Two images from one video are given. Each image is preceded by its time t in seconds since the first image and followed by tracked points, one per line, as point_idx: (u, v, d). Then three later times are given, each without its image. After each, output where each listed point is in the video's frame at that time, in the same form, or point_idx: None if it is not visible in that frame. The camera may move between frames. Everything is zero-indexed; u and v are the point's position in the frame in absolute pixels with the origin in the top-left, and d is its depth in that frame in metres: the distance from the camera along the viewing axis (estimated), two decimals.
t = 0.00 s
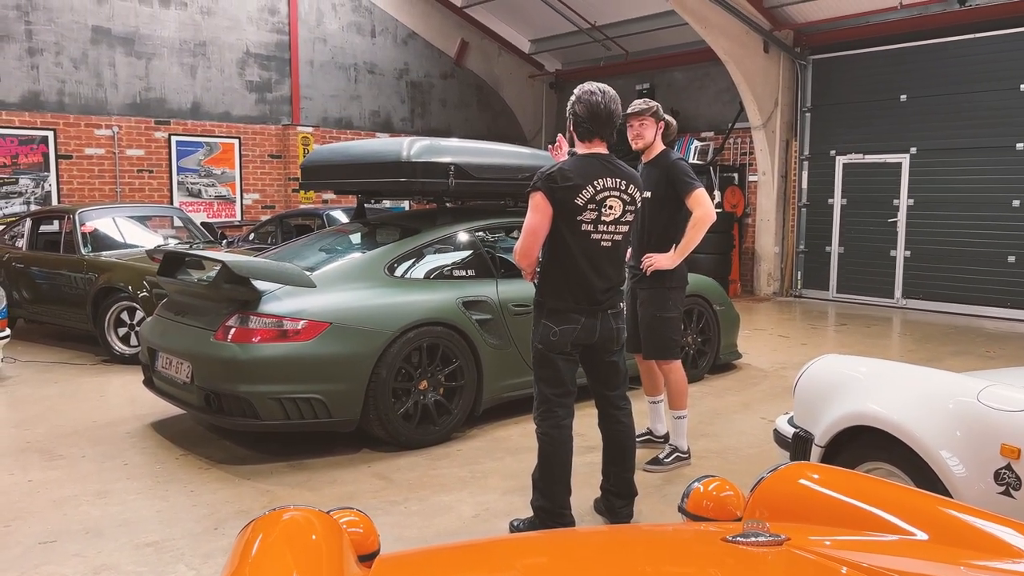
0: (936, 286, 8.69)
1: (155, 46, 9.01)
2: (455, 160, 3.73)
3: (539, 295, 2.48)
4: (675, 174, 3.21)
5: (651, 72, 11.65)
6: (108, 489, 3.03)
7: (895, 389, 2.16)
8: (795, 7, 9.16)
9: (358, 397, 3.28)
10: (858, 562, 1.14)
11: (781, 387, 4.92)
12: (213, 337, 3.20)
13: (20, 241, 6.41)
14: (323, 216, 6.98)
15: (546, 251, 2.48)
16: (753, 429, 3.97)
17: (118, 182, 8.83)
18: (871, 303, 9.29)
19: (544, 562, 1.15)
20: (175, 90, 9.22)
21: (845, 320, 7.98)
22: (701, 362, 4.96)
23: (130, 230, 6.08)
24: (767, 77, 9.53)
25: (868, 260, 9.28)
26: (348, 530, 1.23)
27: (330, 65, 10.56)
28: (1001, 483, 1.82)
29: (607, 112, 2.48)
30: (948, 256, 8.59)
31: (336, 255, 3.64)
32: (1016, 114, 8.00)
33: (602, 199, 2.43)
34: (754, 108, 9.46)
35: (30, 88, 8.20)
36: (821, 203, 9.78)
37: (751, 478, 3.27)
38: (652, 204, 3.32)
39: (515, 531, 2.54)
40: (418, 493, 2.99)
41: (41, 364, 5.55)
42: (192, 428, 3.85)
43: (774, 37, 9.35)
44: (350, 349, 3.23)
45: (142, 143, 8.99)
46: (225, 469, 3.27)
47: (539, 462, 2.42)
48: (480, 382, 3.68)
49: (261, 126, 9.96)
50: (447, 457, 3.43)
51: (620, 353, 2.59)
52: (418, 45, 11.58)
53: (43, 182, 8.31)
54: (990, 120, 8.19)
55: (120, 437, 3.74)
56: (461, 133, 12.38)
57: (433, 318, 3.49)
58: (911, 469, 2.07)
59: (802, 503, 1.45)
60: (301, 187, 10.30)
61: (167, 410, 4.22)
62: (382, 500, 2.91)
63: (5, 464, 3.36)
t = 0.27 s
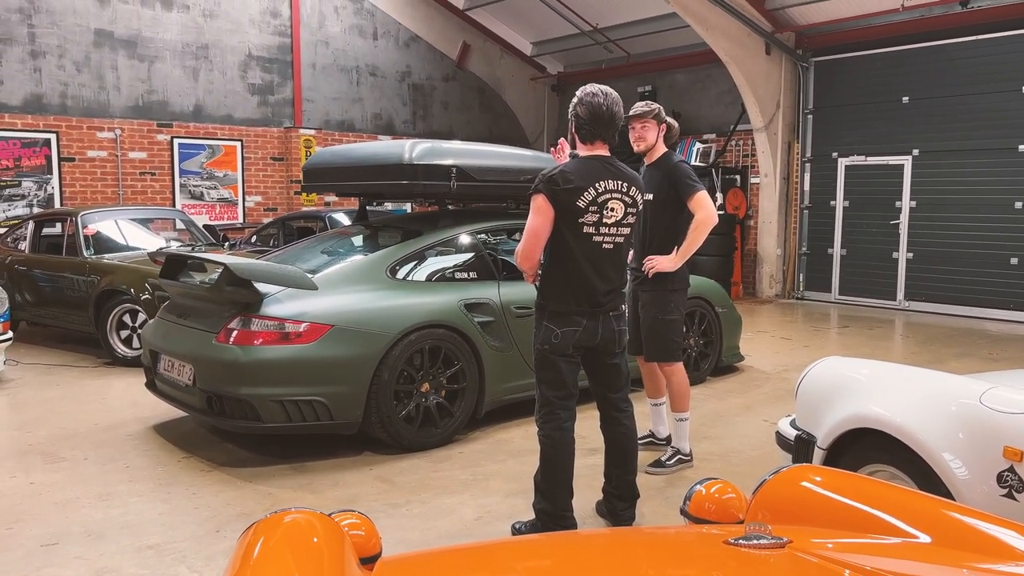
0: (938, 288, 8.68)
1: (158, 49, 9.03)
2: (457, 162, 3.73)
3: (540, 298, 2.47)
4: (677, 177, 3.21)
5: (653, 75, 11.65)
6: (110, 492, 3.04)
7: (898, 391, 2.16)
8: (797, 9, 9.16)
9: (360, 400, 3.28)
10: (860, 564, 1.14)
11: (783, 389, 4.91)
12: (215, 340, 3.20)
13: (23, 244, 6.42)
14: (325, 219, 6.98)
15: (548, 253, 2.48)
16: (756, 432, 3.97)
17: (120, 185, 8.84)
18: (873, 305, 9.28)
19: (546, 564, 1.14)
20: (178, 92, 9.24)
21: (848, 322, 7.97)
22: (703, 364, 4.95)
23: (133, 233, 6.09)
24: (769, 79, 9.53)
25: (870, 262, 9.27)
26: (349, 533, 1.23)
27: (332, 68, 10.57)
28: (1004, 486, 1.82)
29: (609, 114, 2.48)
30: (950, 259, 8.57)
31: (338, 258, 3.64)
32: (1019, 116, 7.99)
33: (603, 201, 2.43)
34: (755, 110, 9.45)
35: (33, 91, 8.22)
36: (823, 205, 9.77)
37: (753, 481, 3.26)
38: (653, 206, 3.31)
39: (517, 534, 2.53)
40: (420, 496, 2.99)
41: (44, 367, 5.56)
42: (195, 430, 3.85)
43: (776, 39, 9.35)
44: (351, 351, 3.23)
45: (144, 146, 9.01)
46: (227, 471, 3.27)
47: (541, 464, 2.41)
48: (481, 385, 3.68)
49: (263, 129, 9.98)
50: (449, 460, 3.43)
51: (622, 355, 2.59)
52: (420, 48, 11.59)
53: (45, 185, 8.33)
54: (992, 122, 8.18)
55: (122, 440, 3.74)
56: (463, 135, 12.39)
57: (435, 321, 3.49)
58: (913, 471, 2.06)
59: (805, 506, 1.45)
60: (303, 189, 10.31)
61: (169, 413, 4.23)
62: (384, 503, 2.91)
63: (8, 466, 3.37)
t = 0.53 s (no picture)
0: (941, 290, 8.67)
1: (160, 52, 9.05)
2: (458, 164, 3.73)
3: (542, 300, 2.48)
4: (677, 179, 3.22)
5: (654, 77, 11.66)
6: (112, 494, 3.04)
7: (901, 393, 2.15)
8: (799, 11, 9.17)
9: (361, 402, 3.28)
10: (861, 567, 1.14)
11: (785, 392, 4.90)
12: (217, 342, 3.20)
13: (25, 246, 6.43)
14: (327, 221, 6.99)
15: (549, 256, 2.48)
16: (757, 434, 3.96)
17: (122, 187, 8.86)
18: (875, 307, 9.27)
19: (548, 566, 1.14)
20: (180, 95, 9.26)
21: (850, 325, 7.96)
22: (705, 366, 4.95)
23: (135, 235, 6.10)
24: (771, 81, 9.53)
25: (872, 264, 9.27)
26: (350, 535, 1.23)
27: (334, 70, 10.59)
28: (1006, 488, 1.81)
29: (610, 116, 2.48)
30: (952, 261, 8.56)
31: (340, 260, 3.64)
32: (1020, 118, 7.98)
33: (604, 204, 2.43)
34: (757, 112, 9.45)
35: (35, 93, 8.24)
36: (824, 207, 9.77)
37: (755, 483, 3.26)
38: (654, 208, 3.31)
39: (519, 536, 2.53)
40: (421, 498, 2.98)
41: (46, 369, 5.56)
42: (196, 432, 3.85)
43: (777, 42, 9.36)
44: (353, 353, 3.23)
45: (146, 148, 9.03)
46: (229, 473, 3.27)
47: (542, 466, 2.41)
48: (483, 386, 3.68)
49: (265, 131, 9.99)
50: (450, 462, 3.43)
51: (623, 357, 2.59)
52: (422, 50, 11.61)
53: (47, 187, 8.34)
54: (994, 124, 8.17)
55: (124, 442, 3.75)
56: (465, 138, 12.40)
57: (437, 323, 3.49)
58: (915, 474, 2.06)
59: (807, 509, 1.44)
60: (305, 192, 10.33)
61: (171, 415, 4.23)
62: (386, 505, 2.91)
63: (10, 468, 3.37)
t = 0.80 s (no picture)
0: (942, 292, 8.66)
1: (161, 54, 9.07)
2: (460, 166, 3.73)
3: (543, 302, 2.47)
4: (678, 180, 3.21)
5: (656, 79, 11.66)
6: (113, 495, 3.04)
7: (903, 395, 2.15)
8: (800, 13, 9.18)
9: (363, 404, 3.28)
10: (863, 569, 1.14)
11: (787, 394, 4.90)
12: (218, 344, 3.20)
13: (27, 248, 6.44)
14: (329, 223, 7.00)
15: (550, 258, 2.48)
16: (759, 436, 3.96)
17: (124, 189, 8.88)
18: (877, 309, 9.26)
19: (549, 568, 1.14)
20: (182, 97, 9.27)
21: (851, 327, 7.95)
22: (706, 368, 4.95)
23: (136, 237, 6.11)
24: (772, 83, 9.53)
25: (873, 266, 9.26)
26: (352, 537, 1.23)
27: (336, 72, 10.60)
28: (1009, 491, 1.81)
29: (610, 118, 2.48)
30: (954, 263, 8.55)
31: (341, 262, 3.64)
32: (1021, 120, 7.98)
33: (605, 205, 2.43)
34: (758, 114, 9.45)
35: (37, 95, 8.26)
36: (826, 209, 9.76)
37: (757, 485, 3.25)
38: (655, 209, 3.30)
39: (520, 538, 2.53)
40: (422, 500, 2.98)
41: (47, 370, 5.57)
42: (197, 434, 3.85)
43: (778, 44, 9.37)
44: (354, 355, 3.23)
45: (148, 150, 9.04)
46: (230, 475, 3.27)
47: (544, 469, 2.41)
48: (484, 388, 3.68)
49: (267, 133, 10.00)
50: (452, 464, 3.43)
51: (624, 359, 2.59)
52: (423, 52, 11.62)
53: (49, 189, 8.36)
54: (996, 126, 8.16)
55: (125, 443, 3.75)
56: (466, 139, 12.41)
57: (438, 324, 3.49)
58: (917, 476, 2.06)
59: (809, 511, 1.44)
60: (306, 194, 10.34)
61: (172, 417, 4.23)
62: (387, 507, 2.91)
63: (11, 469, 3.37)
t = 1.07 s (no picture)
0: (943, 295, 8.66)
1: (163, 55, 9.08)
2: (461, 168, 3.74)
3: (544, 305, 2.47)
4: (676, 181, 3.20)
5: (657, 81, 11.67)
6: (113, 497, 3.04)
7: (903, 398, 2.15)
8: (801, 15, 9.18)
9: (363, 406, 3.28)
10: (863, 572, 1.13)
11: (788, 396, 4.89)
12: (219, 345, 3.20)
13: (28, 249, 6.44)
14: (329, 225, 7.00)
15: (550, 260, 2.48)
16: (760, 438, 3.95)
17: (125, 191, 8.89)
18: (878, 312, 9.26)
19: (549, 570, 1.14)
20: (183, 98, 9.28)
21: (852, 329, 7.95)
22: (707, 370, 4.94)
23: (137, 238, 6.11)
24: (773, 85, 9.54)
25: (874, 268, 9.26)
26: (352, 539, 1.23)
27: (337, 74, 10.61)
28: (1009, 493, 1.81)
29: (607, 120, 2.49)
30: (955, 265, 8.55)
31: (342, 264, 3.64)
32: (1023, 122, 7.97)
33: (605, 208, 2.43)
34: (759, 116, 9.45)
35: (39, 97, 8.27)
36: (827, 211, 9.76)
37: (757, 488, 3.25)
38: (655, 211, 3.29)
39: (521, 540, 2.52)
40: (423, 502, 2.98)
41: (48, 372, 5.57)
42: (198, 436, 3.85)
43: (779, 46, 9.37)
44: (354, 356, 3.23)
45: (149, 152, 9.05)
46: (230, 477, 3.27)
47: (544, 471, 2.41)
48: (485, 390, 3.68)
49: (268, 135, 10.02)
50: (452, 466, 3.42)
51: (625, 361, 2.59)
52: (424, 54, 11.63)
53: (51, 190, 8.37)
54: (997, 128, 8.17)
55: (126, 445, 3.75)
56: (467, 141, 12.42)
57: (439, 326, 3.49)
58: (918, 479, 2.05)
59: (810, 513, 1.44)
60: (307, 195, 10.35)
61: (172, 418, 4.23)
62: (387, 509, 2.91)
63: (11, 471, 3.37)
